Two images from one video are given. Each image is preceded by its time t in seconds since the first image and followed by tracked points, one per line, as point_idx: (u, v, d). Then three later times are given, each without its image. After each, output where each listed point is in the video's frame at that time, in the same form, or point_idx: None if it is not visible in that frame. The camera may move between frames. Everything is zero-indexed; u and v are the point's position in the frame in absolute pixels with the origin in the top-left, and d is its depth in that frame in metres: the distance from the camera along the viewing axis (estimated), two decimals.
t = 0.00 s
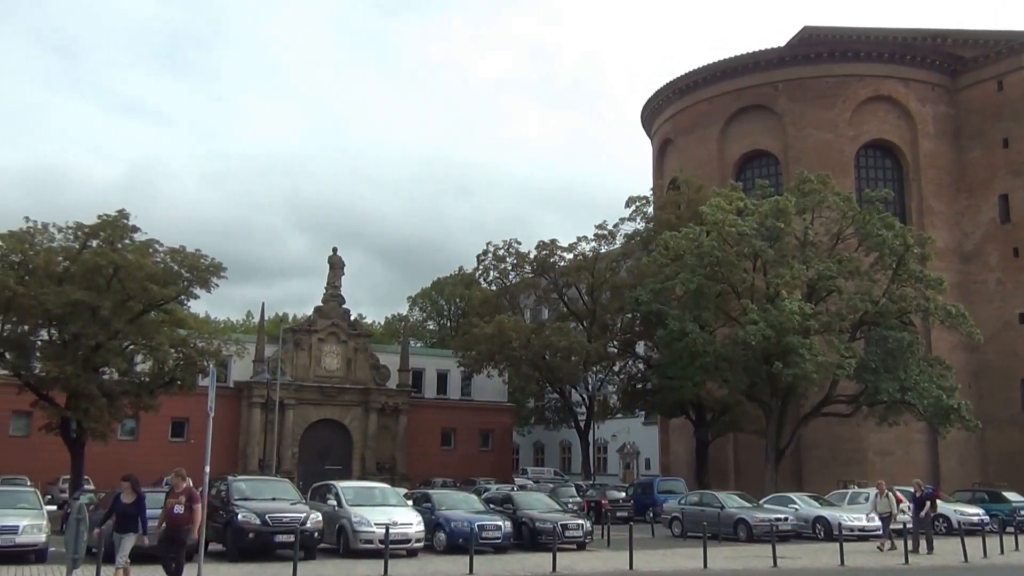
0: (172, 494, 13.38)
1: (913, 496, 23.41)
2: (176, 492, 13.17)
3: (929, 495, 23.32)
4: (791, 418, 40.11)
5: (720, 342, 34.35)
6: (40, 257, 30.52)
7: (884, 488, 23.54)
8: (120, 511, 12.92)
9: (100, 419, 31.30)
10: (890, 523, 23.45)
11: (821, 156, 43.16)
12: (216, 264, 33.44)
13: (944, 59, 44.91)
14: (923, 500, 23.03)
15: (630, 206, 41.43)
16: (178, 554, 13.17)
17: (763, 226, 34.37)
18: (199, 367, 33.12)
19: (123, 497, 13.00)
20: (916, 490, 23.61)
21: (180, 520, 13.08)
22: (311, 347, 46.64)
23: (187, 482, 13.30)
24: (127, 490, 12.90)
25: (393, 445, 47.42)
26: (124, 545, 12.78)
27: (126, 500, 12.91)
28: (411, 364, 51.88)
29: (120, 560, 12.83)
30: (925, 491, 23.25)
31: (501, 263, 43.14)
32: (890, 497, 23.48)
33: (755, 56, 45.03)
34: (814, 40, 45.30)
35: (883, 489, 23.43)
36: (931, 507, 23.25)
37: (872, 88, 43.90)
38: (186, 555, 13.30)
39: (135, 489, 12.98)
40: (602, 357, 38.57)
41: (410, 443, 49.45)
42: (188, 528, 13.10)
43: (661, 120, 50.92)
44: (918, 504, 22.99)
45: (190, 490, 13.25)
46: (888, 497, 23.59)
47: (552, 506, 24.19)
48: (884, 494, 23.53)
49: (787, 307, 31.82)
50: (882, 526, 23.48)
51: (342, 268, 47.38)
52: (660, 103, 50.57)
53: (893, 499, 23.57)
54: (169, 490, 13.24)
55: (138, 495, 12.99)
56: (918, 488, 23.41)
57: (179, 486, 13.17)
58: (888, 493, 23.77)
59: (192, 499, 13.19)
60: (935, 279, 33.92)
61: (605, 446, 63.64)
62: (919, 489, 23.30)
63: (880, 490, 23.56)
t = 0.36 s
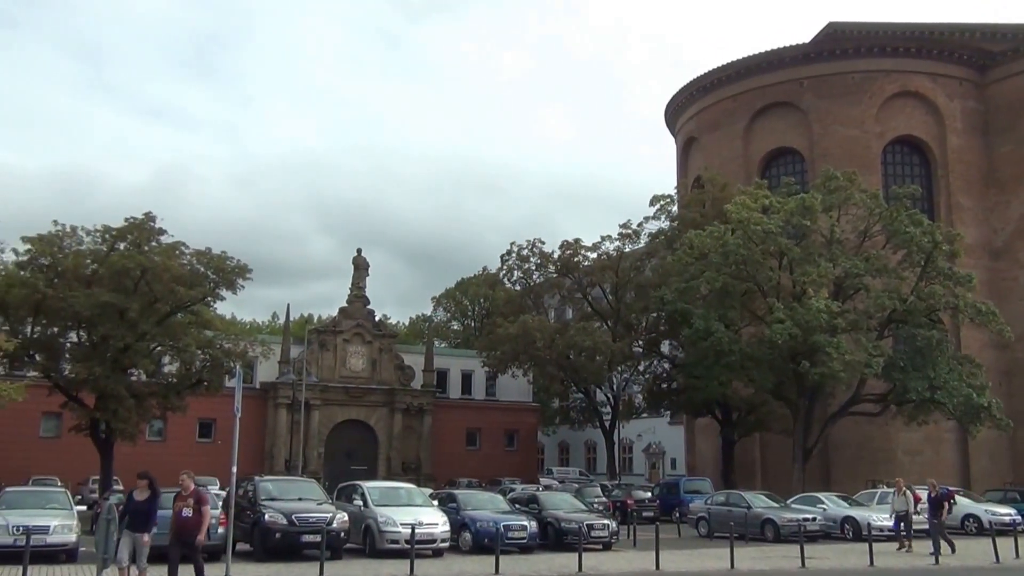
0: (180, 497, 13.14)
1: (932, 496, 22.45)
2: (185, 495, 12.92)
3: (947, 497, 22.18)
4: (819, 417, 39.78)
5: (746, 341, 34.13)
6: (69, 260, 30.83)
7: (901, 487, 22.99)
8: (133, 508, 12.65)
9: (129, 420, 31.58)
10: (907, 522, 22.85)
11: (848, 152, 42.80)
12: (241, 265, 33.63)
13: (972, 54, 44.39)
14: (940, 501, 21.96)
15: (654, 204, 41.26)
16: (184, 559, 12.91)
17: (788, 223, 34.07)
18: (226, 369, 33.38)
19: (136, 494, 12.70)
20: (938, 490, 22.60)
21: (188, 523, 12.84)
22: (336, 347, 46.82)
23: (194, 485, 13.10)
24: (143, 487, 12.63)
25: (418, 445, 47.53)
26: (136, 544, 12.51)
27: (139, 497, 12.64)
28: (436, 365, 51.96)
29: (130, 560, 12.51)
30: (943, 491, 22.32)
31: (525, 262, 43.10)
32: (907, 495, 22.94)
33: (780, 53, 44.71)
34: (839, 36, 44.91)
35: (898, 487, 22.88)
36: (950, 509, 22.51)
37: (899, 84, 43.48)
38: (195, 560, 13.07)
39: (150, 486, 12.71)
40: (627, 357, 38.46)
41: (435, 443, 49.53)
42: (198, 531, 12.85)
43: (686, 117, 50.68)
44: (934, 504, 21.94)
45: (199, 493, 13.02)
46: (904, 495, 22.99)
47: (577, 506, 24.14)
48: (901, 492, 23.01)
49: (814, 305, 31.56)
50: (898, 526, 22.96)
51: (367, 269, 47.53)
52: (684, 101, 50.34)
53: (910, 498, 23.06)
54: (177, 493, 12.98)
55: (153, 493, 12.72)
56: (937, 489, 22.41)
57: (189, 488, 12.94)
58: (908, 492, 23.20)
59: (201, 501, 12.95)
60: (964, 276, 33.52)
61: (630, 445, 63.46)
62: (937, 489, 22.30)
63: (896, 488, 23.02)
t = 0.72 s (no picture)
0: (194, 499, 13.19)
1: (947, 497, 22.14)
2: (198, 495, 12.93)
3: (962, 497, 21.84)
4: (846, 416, 39.46)
5: (772, 339, 33.91)
6: (97, 262, 31.16)
7: (913, 488, 22.67)
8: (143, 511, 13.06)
9: (157, 421, 31.87)
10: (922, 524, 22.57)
11: (874, 149, 42.45)
12: (267, 267, 33.86)
13: (1001, 48, 43.87)
14: (955, 501, 21.64)
15: (678, 203, 41.09)
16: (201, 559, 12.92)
17: (814, 221, 33.78)
18: (252, 370, 33.63)
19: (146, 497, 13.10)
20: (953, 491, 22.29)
21: (203, 523, 12.87)
22: (362, 348, 47.02)
23: (208, 484, 13.08)
24: (147, 489, 13.12)
25: (443, 445, 47.63)
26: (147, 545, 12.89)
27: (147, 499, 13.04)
28: (460, 365, 52.02)
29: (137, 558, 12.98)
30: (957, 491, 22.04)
31: (549, 262, 43.07)
32: (919, 497, 22.64)
33: (805, 49, 44.39)
34: (865, 32, 44.54)
35: (911, 488, 22.55)
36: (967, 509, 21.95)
37: (926, 79, 43.07)
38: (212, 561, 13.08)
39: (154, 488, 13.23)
40: (652, 356, 38.34)
41: (461, 443, 49.61)
42: (210, 531, 12.88)
43: (709, 116, 50.43)
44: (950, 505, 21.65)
45: (213, 493, 13.08)
46: (917, 497, 22.67)
47: (603, 506, 24.08)
48: (913, 494, 22.69)
49: (840, 303, 31.30)
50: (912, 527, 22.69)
51: (391, 270, 47.68)
52: (707, 98, 50.11)
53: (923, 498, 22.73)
54: (190, 493, 12.98)
55: (158, 495, 13.22)
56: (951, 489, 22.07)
57: (201, 489, 12.94)
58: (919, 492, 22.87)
59: (215, 501, 13.02)
60: (993, 272, 33.14)
61: (656, 445, 63.24)
62: (952, 489, 22.01)
63: (909, 489, 22.69)
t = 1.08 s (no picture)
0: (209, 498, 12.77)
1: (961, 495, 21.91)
2: (214, 494, 12.54)
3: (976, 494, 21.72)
4: (874, 415, 39.14)
5: (798, 338, 33.67)
6: (125, 266, 31.49)
7: (930, 487, 21.85)
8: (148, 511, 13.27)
9: (185, 421, 32.15)
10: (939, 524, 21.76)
11: (900, 145, 42.08)
12: (292, 269, 34.05)
13: None
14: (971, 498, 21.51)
15: (703, 201, 40.91)
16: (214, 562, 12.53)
17: (840, 219, 33.45)
18: (278, 371, 33.86)
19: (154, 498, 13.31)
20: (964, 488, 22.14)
21: (218, 524, 12.45)
22: (387, 349, 47.19)
23: (224, 483, 12.68)
24: (157, 489, 13.38)
25: (468, 445, 47.71)
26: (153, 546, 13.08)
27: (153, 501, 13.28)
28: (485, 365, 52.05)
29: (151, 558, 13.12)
30: (972, 489, 21.85)
31: (573, 262, 43.03)
32: (936, 496, 21.83)
33: (829, 46, 44.04)
34: (890, 26, 44.15)
35: (928, 488, 21.75)
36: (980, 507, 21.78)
37: (953, 74, 42.65)
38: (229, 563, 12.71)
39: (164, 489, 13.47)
40: (677, 356, 38.20)
41: (486, 443, 49.67)
42: (225, 532, 12.49)
43: (733, 114, 50.17)
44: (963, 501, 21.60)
45: (229, 493, 12.67)
46: (935, 496, 21.87)
47: (629, 506, 24.03)
48: (930, 492, 21.88)
49: (868, 301, 31.03)
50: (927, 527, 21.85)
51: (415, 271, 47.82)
52: (731, 96, 49.83)
53: (939, 496, 21.96)
54: (206, 492, 12.61)
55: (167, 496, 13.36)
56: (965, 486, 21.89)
57: (216, 488, 12.55)
58: (935, 491, 22.08)
59: (230, 501, 12.58)
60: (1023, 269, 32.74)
61: (682, 445, 63.01)
62: (966, 486, 21.86)
63: (925, 488, 21.92)
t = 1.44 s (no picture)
0: (213, 501, 12.31)
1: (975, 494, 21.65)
2: (223, 498, 12.14)
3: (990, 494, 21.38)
4: (903, 413, 38.78)
5: (825, 336, 33.43)
6: (153, 269, 31.79)
7: (944, 485, 21.89)
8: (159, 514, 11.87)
9: (213, 422, 32.41)
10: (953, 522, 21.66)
11: (928, 141, 41.70)
12: (318, 270, 34.22)
13: None
14: (983, 498, 21.17)
15: (728, 200, 40.72)
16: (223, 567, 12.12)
17: (868, 216, 33.14)
18: (305, 372, 34.05)
19: (162, 499, 11.92)
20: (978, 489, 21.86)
21: (229, 528, 12.06)
22: (412, 350, 47.35)
23: (231, 487, 12.29)
24: (171, 491, 11.94)
25: (494, 445, 47.76)
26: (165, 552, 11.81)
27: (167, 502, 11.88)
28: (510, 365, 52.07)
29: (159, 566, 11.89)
30: (986, 489, 21.54)
31: (597, 262, 42.97)
32: (950, 493, 21.78)
33: (855, 42, 43.71)
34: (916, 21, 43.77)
35: (942, 485, 21.77)
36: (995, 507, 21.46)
37: (981, 69, 42.19)
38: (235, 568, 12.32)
39: (178, 491, 12.02)
40: (703, 355, 38.06)
41: (512, 443, 49.69)
42: (238, 537, 12.05)
43: (758, 112, 49.89)
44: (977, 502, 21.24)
45: (238, 495, 12.26)
46: (949, 494, 21.81)
47: (655, 506, 23.95)
48: (944, 490, 21.85)
49: (896, 299, 30.77)
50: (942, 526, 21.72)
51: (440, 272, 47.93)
52: (756, 94, 49.57)
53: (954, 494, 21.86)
54: (214, 497, 12.21)
55: (182, 498, 11.99)
56: (979, 486, 21.58)
57: (226, 491, 12.15)
58: (950, 490, 21.99)
59: (241, 505, 12.19)
60: None
61: (708, 444, 62.72)
62: (980, 486, 21.55)
63: (939, 486, 21.90)
